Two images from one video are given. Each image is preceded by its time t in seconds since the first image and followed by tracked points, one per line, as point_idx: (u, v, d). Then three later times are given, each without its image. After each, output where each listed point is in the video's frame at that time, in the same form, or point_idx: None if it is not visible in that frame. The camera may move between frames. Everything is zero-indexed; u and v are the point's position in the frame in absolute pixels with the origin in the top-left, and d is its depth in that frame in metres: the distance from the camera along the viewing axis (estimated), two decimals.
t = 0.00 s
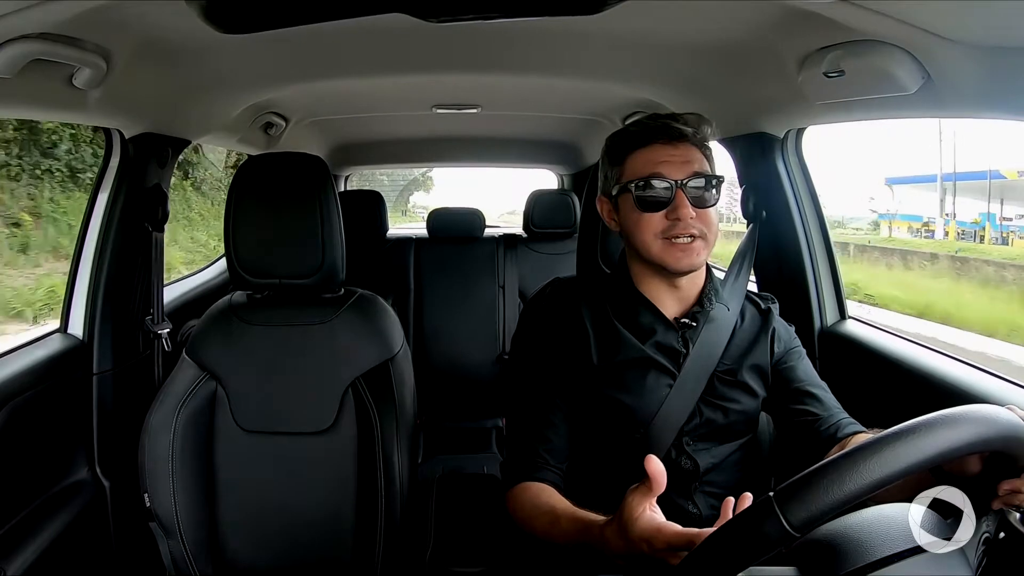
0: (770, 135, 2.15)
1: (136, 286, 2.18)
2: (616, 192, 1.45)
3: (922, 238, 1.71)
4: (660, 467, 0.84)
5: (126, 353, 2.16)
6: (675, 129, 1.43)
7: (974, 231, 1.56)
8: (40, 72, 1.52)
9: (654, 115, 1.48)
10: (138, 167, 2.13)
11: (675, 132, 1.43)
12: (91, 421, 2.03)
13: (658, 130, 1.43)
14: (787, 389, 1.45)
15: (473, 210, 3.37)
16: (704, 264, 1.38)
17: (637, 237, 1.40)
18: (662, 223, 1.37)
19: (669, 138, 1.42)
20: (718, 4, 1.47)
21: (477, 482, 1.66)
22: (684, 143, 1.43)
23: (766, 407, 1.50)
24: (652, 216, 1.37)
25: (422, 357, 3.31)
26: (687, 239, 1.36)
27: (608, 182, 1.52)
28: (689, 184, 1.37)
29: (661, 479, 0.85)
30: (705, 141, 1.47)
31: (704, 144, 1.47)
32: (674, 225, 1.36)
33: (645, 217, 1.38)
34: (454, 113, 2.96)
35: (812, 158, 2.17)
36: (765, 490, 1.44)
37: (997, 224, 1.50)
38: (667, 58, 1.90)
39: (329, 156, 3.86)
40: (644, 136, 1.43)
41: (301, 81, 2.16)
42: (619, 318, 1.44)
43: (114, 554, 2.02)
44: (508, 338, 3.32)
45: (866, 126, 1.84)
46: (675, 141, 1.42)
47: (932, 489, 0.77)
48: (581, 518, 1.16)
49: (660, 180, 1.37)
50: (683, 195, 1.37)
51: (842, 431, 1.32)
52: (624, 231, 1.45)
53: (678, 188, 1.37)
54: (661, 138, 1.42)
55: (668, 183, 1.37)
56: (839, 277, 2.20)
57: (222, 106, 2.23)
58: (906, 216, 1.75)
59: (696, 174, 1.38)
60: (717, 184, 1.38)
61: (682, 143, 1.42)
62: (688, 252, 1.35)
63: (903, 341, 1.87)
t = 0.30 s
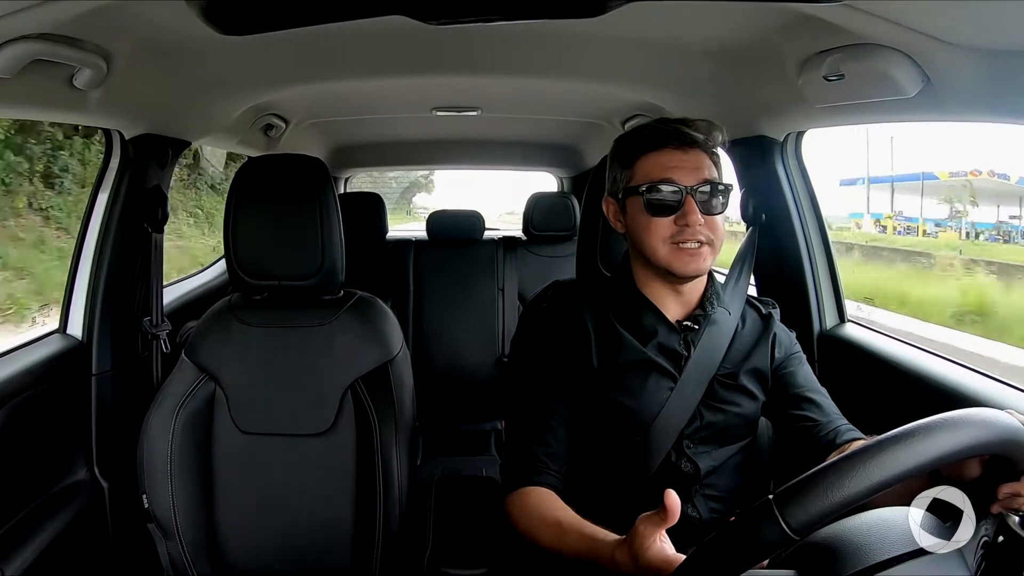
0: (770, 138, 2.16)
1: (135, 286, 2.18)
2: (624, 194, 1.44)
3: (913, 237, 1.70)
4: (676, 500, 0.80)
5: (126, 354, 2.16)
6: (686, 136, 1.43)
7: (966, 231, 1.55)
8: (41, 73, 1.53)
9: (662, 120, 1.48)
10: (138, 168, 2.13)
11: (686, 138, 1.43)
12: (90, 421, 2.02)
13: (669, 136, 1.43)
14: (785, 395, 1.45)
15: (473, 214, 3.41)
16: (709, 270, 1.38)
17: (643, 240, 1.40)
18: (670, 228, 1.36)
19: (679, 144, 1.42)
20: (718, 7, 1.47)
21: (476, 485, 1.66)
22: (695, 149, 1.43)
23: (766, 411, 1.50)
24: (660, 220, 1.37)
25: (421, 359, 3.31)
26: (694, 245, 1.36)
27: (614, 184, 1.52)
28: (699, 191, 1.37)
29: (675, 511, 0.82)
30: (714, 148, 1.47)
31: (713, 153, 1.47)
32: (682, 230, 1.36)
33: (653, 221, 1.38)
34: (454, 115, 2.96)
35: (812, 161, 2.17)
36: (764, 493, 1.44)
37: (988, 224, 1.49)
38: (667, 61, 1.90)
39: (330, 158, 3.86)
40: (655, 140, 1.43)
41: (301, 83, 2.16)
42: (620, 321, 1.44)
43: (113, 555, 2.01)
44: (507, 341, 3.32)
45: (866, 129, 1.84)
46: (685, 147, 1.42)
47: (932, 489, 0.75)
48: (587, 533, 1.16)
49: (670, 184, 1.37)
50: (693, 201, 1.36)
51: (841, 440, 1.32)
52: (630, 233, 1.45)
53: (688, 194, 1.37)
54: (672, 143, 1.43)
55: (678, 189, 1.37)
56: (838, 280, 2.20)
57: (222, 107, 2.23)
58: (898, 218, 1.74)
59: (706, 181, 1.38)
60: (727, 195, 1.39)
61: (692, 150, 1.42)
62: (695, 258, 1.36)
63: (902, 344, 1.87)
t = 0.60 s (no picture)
0: (769, 136, 2.16)
1: (134, 286, 2.18)
2: (629, 192, 1.44)
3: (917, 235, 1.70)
4: (753, 452, 0.83)
5: (125, 353, 2.16)
6: (696, 137, 1.41)
7: (970, 232, 1.55)
8: (41, 72, 1.53)
9: (672, 116, 1.46)
10: (137, 167, 2.13)
11: (695, 140, 1.41)
12: (89, 421, 2.02)
13: (678, 137, 1.41)
14: (784, 397, 1.45)
15: (473, 213, 3.39)
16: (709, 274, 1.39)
17: (646, 240, 1.40)
18: (673, 232, 1.36)
19: (688, 145, 1.41)
20: (717, 6, 1.47)
21: (476, 484, 1.66)
22: (703, 151, 1.41)
23: (765, 414, 1.50)
24: (664, 223, 1.37)
25: (420, 358, 3.31)
26: (696, 250, 1.36)
27: (620, 178, 1.51)
28: (704, 196, 1.36)
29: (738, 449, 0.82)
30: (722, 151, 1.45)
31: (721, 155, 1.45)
32: (685, 235, 1.36)
33: (657, 224, 1.38)
34: (453, 114, 2.96)
35: (811, 159, 2.17)
36: (761, 494, 1.45)
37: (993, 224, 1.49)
38: (666, 59, 1.90)
39: (329, 157, 3.86)
40: (664, 139, 1.42)
41: (300, 82, 2.16)
42: (621, 318, 1.44)
43: (113, 554, 2.02)
44: (507, 340, 3.32)
45: (865, 127, 1.85)
46: (693, 149, 1.41)
47: (932, 489, 0.76)
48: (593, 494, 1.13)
49: (676, 188, 1.37)
50: (698, 207, 1.36)
51: (836, 444, 1.33)
52: (633, 231, 1.44)
53: (693, 199, 1.36)
54: (680, 144, 1.41)
55: (683, 193, 1.36)
56: (837, 279, 2.20)
57: (221, 106, 2.23)
58: (901, 212, 1.74)
59: (713, 186, 1.38)
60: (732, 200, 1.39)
61: (700, 152, 1.41)
62: (695, 263, 1.36)
63: (901, 342, 1.88)
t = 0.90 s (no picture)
0: (767, 135, 2.16)
1: (132, 284, 2.18)
2: (620, 184, 1.46)
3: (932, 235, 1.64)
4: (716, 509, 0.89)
5: (122, 351, 2.15)
6: (680, 126, 1.45)
7: (955, 227, 1.59)
8: (38, 70, 1.52)
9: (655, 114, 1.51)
10: (135, 166, 2.13)
11: (679, 128, 1.45)
12: (86, 420, 2.02)
13: (663, 127, 1.45)
14: (780, 391, 1.46)
15: (472, 212, 3.37)
16: (709, 254, 1.39)
17: (641, 227, 1.40)
18: (668, 215, 1.37)
19: (673, 134, 1.44)
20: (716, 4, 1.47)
21: (473, 483, 1.66)
22: (687, 140, 1.45)
23: (762, 408, 1.51)
24: (657, 207, 1.38)
25: (418, 357, 3.31)
26: (692, 229, 1.36)
27: (608, 177, 1.53)
28: (695, 178, 1.38)
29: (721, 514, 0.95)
30: (706, 141, 1.49)
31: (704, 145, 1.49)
32: (680, 215, 1.36)
33: (651, 208, 1.38)
34: (451, 112, 2.95)
35: (808, 157, 2.18)
36: (759, 492, 1.44)
37: (974, 221, 1.54)
38: (664, 58, 1.90)
39: (327, 155, 3.85)
40: (650, 132, 1.45)
41: (298, 80, 2.15)
42: (615, 316, 1.45)
43: (111, 552, 2.02)
44: (505, 338, 3.31)
45: (862, 127, 1.85)
46: (678, 138, 1.45)
47: (932, 489, 0.76)
48: (581, 526, 1.21)
49: (667, 172, 1.38)
50: (689, 188, 1.37)
51: (837, 435, 1.32)
52: (627, 224, 1.46)
53: (684, 181, 1.38)
54: (666, 134, 1.44)
55: (674, 176, 1.38)
56: (835, 277, 2.20)
57: (219, 104, 2.22)
58: (885, 218, 1.80)
59: (702, 169, 1.40)
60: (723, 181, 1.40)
61: (685, 141, 1.44)
62: (693, 243, 1.36)
63: (897, 341, 1.88)
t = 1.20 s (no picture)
0: (764, 137, 2.16)
1: (130, 285, 2.18)
2: (616, 188, 1.46)
3: (889, 228, 1.79)
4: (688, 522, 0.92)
5: (120, 351, 2.15)
6: (674, 130, 1.45)
7: (907, 222, 1.73)
8: (37, 69, 1.52)
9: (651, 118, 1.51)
10: (134, 165, 2.13)
11: (674, 132, 1.45)
12: (84, 420, 2.02)
13: (658, 131, 1.45)
14: (778, 388, 1.46)
15: (469, 212, 3.38)
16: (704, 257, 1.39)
17: (637, 231, 1.41)
18: (663, 218, 1.38)
19: (668, 138, 1.45)
20: (714, 6, 1.47)
21: (471, 484, 1.66)
22: (682, 144, 1.45)
23: (760, 408, 1.51)
24: (653, 211, 1.38)
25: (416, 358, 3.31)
26: (687, 232, 1.37)
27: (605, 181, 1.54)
28: (690, 182, 1.39)
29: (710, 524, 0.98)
30: (701, 144, 1.49)
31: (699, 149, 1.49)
32: (676, 218, 1.37)
33: (647, 212, 1.39)
34: (449, 113, 2.96)
35: (806, 159, 2.18)
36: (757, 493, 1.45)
37: (924, 217, 1.67)
38: (663, 60, 1.90)
39: (325, 155, 3.85)
40: (645, 136, 1.45)
41: (297, 80, 2.15)
42: (614, 318, 1.45)
43: (107, 552, 2.01)
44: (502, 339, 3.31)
45: (860, 129, 1.86)
46: (673, 142, 1.45)
47: (932, 489, 0.76)
48: (578, 534, 1.21)
49: (662, 176, 1.39)
50: (684, 192, 1.38)
51: (835, 429, 1.32)
52: (623, 227, 1.46)
53: (679, 185, 1.38)
54: (661, 138, 1.45)
55: (669, 180, 1.38)
56: (833, 279, 2.20)
57: (218, 105, 2.22)
58: (852, 215, 1.98)
59: (697, 172, 1.40)
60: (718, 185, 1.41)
61: (680, 144, 1.45)
62: (688, 246, 1.37)
63: (894, 343, 1.89)
